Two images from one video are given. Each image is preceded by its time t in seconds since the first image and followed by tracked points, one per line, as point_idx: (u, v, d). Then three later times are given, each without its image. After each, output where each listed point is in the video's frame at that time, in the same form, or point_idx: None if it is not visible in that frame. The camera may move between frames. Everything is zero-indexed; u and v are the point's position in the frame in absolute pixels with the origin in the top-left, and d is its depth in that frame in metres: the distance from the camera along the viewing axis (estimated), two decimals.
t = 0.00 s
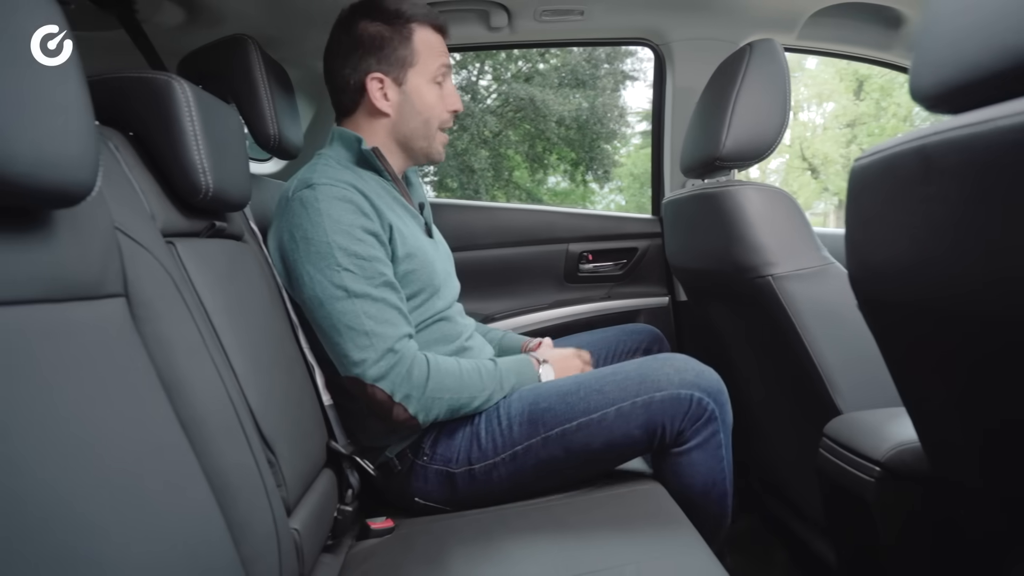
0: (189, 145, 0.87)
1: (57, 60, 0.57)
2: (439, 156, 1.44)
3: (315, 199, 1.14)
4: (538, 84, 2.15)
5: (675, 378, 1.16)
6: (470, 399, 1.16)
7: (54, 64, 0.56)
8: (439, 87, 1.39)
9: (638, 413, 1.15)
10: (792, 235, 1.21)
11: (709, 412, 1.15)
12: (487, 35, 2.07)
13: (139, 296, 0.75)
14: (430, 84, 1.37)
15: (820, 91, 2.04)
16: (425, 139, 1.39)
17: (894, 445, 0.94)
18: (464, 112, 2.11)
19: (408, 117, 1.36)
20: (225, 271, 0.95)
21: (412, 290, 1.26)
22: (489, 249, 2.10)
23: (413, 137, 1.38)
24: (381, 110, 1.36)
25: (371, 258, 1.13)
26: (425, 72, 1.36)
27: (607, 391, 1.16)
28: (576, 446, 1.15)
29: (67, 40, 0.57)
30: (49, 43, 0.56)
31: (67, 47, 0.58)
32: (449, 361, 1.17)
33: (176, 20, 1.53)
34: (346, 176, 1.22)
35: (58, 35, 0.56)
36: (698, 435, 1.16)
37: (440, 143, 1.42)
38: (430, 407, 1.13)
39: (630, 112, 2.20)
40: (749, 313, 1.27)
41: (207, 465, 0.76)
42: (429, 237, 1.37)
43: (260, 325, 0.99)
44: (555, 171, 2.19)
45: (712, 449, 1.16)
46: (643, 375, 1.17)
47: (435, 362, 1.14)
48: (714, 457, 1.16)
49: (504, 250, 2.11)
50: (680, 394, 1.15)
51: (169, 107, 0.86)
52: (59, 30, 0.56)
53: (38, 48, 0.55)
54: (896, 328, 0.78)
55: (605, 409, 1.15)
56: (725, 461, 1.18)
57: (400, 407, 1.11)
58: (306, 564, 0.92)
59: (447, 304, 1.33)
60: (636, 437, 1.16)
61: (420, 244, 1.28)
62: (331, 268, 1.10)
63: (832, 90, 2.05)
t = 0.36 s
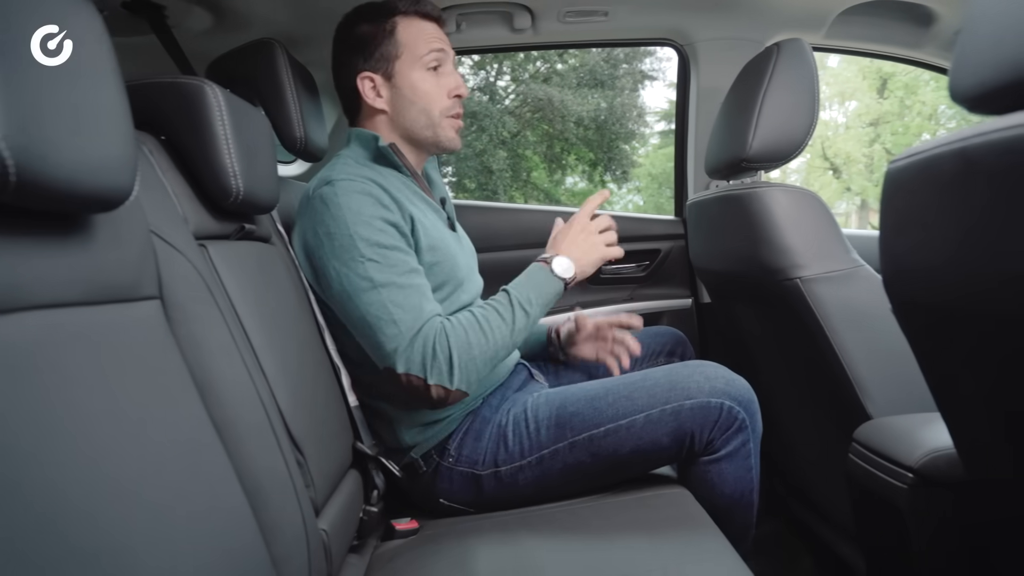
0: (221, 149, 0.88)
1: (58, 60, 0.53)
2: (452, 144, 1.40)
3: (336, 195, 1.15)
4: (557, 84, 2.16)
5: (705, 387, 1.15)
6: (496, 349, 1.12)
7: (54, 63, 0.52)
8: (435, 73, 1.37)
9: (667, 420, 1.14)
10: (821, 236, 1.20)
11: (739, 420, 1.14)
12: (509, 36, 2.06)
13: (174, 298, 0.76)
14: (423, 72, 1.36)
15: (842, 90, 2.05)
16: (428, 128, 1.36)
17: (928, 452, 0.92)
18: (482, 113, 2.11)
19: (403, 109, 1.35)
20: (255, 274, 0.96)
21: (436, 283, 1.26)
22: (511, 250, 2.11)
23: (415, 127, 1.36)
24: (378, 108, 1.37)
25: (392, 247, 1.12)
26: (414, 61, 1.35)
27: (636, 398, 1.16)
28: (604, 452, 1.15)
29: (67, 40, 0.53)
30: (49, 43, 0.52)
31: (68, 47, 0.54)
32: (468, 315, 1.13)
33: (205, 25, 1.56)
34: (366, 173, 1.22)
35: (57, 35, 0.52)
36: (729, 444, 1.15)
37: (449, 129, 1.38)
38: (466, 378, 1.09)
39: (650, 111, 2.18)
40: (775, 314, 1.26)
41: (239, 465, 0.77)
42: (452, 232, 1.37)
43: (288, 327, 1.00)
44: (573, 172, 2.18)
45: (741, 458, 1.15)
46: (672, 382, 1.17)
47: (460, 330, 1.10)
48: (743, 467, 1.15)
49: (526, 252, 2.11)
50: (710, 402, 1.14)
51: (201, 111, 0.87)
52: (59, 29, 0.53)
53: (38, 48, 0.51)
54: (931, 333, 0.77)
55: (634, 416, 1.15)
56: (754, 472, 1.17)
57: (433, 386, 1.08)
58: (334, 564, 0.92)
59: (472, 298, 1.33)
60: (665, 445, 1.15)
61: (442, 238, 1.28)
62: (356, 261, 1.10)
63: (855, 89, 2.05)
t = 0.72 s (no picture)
0: (249, 152, 0.90)
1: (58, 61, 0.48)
2: (465, 130, 1.38)
3: (360, 196, 1.15)
4: (573, 85, 2.14)
5: (728, 389, 1.15)
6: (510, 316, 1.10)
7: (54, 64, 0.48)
8: (431, 65, 1.38)
9: (690, 422, 1.14)
10: (846, 237, 1.19)
11: (763, 423, 1.14)
12: (530, 38, 2.06)
13: (205, 299, 0.77)
14: (419, 66, 1.37)
15: (863, 87, 2.03)
16: (435, 120, 1.36)
17: (957, 456, 0.91)
18: (499, 114, 2.10)
19: (406, 107, 1.37)
20: (283, 275, 0.97)
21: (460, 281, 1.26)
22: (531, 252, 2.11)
23: (422, 122, 1.36)
24: (384, 114, 1.39)
25: (418, 240, 1.12)
26: (408, 59, 1.37)
27: (658, 398, 1.16)
28: (626, 453, 1.15)
29: (66, 39, 0.49)
30: (49, 43, 0.48)
31: (68, 47, 0.50)
32: (480, 284, 1.11)
33: (232, 29, 1.58)
34: (388, 175, 1.23)
35: (58, 34, 0.48)
36: (752, 447, 1.15)
37: (458, 115, 1.37)
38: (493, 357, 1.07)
39: (666, 111, 2.16)
40: (798, 315, 1.26)
41: (268, 464, 0.78)
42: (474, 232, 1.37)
43: (314, 327, 1.01)
44: (589, 173, 2.15)
45: (764, 460, 1.15)
46: (695, 383, 1.17)
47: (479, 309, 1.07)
48: (766, 469, 1.15)
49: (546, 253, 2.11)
50: (734, 404, 1.14)
51: (232, 115, 0.88)
52: (59, 29, 0.49)
53: (38, 47, 0.47)
54: (962, 337, 0.76)
55: (657, 417, 1.15)
56: (778, 473, 1.16)
57: (468, 370, 1.07)
58: (360, 562, 0.93)
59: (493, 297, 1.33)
60: (689, 446, 1.15)
61: (463, 238, 1.28)
62: (385, 256, 1.10)
63: (876, 87, 2.04)
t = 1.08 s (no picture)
0: (269, 157, 0.91)
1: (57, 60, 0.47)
2: (476, 126, 1.42)
3: (375, 214, 1.16)
4: (583, 85, 2.15)
5: (740, 391, 1.16)
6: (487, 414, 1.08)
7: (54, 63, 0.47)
8: (431, 69, 1.41)
9: (702, 424, 1.15)
10: (858, 240, 1.19)
11: (775, 425, 1.15)
12: (543, 42, 2.06)
13: (226, 301, 0.78)
14: (419, 72, 1.40)
15: (875, 87, 2.05)
16: (445, 122, 1.39)
17: (971, 458, 0.92)
18: (509, 115, 2.12)
19: (413, 115, 1.40)
20: (300, 278, 0.99)
21: (469, 296, 1.24)
22: (544, 253, 2.12)
23: (432, 127, 1.40)
24: (395, 127, 1.42)
25: (419, 278, 1.11)
26: (405, 67, 1.40)
27: (670, 400, 1.17)
28: (639, 455, 1.16)
29: (67, 39, 0.48)
30: (49, 43, 0.46)
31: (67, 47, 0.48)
32: (471, 371, 1.08)
33: (247, 35, 1.60)
34: (408, 190, 1.22)
35: (58, 34, 0.47)
36: (764, 449, 1.15)
37: (464, 113, 1.40)
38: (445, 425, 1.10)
39: (676, 112, 2.17)
40: (811, 318, 1.26)
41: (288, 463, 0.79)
42: (489, 241, 1.37)
43: (331, 329, 1.02)
44: (598, 173, 2.18)
45: (776, 462, 1.15)
46: (707, 386, 1.17)
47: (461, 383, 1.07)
48: (778, 471, 1.15)
49: (557, 255, 2.12)
50: (746, 407, 1.14)
51: (252, 120, 0.90)
52: (59, 28, 0.47)
53: (37, 47, 0.46)
54: (976, 340, 0.76)
55: (669, 419, 1.16)
56: (790, 474, 1.16)
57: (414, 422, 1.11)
58: (376, 561, 0.95)
59: (508, 311, 1.30)
60: (701, 448, 1.16)
61: (479, 254, 1.26)
62: (380, 286, 1.11)
63: (888, 86, 2.06)
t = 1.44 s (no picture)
0: (281, 162, 0.93)
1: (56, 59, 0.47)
2: (488, 153, 1.42)
3: (383, 215, 1.17)
4: (587, 86, 2.16)
5: (745, 393, 1.17)
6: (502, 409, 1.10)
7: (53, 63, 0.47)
8: (463, 85, 1.40)
9: (707, 425, 1.16)
10: (862, 243, 1.20)
11: (780, 426, 1.16)
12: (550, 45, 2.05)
13: (241, 303, 0.80)
14: (450, 85, 1.39)
15: (880, 87, 2.07)
16: (460, 141, 1.40)
17: (974, 459, 0.93)
18: (514, 116, 2.14)
19: (433, 123, 1.40)
20: (311, 280, 1.00)
21: (475, 296, 1.25)
22: (549, 255, 2.13)
23: (446, 141, 1.41)
24: (412, 127, 1.43)
25: (427, 276, 1.12)
26: (440, 76, 1.39)
27: (676, 401, 1.18)
28: (645, 455, 1.17)
29: (67, 39, 0.48)
30: (49, 42, 0.47)
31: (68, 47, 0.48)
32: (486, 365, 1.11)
33: (257, 40, 1.62)
34: (414, 191, 1.24)
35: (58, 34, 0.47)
36: (769, 449, 1.16)
37: (481, 138, 1.40)
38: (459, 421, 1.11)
39: (680, 112, 2.19)
40: (816, 320, 1.27)
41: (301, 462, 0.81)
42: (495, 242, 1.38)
43: (341, 330, 1.04)
44: (603, 174, 2.19)
45: (781, 463, 1.16)
46: (712, 387, 1.18)
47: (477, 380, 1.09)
48: (783, 472, 1.16)
49: (563, 257, 2.14)
50: (751, 408, 1.16)
51: (265, 125, 0.92)
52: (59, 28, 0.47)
53: (37, 47, 0.46)
54: (979, 342, 0.77)
55: (674, 420, 1.17)
56: (794, 476, 1.17)
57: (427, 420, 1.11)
58: (386, 559, 0.96)
59: (513, 311, 1.32)
60: (706, 449, 1.17)
61: (485, 254, 1.28)
62: (389, 286, 1.12)
63: (894, 87, 2.07)
